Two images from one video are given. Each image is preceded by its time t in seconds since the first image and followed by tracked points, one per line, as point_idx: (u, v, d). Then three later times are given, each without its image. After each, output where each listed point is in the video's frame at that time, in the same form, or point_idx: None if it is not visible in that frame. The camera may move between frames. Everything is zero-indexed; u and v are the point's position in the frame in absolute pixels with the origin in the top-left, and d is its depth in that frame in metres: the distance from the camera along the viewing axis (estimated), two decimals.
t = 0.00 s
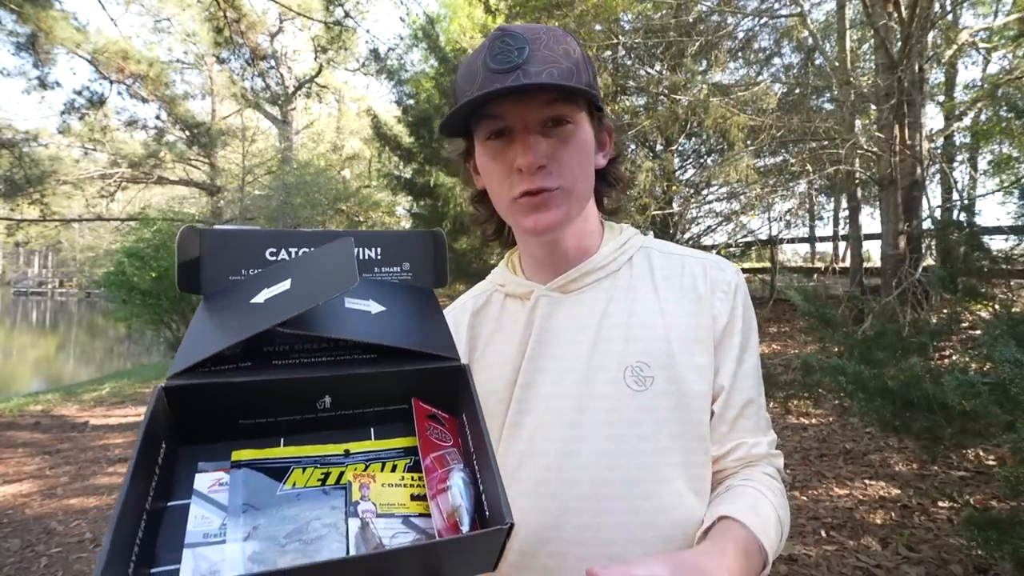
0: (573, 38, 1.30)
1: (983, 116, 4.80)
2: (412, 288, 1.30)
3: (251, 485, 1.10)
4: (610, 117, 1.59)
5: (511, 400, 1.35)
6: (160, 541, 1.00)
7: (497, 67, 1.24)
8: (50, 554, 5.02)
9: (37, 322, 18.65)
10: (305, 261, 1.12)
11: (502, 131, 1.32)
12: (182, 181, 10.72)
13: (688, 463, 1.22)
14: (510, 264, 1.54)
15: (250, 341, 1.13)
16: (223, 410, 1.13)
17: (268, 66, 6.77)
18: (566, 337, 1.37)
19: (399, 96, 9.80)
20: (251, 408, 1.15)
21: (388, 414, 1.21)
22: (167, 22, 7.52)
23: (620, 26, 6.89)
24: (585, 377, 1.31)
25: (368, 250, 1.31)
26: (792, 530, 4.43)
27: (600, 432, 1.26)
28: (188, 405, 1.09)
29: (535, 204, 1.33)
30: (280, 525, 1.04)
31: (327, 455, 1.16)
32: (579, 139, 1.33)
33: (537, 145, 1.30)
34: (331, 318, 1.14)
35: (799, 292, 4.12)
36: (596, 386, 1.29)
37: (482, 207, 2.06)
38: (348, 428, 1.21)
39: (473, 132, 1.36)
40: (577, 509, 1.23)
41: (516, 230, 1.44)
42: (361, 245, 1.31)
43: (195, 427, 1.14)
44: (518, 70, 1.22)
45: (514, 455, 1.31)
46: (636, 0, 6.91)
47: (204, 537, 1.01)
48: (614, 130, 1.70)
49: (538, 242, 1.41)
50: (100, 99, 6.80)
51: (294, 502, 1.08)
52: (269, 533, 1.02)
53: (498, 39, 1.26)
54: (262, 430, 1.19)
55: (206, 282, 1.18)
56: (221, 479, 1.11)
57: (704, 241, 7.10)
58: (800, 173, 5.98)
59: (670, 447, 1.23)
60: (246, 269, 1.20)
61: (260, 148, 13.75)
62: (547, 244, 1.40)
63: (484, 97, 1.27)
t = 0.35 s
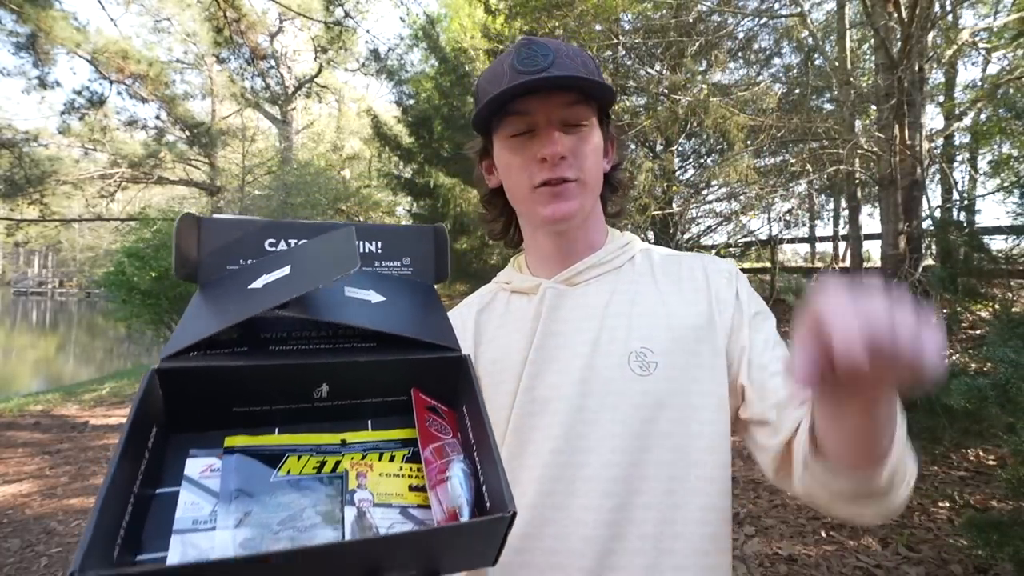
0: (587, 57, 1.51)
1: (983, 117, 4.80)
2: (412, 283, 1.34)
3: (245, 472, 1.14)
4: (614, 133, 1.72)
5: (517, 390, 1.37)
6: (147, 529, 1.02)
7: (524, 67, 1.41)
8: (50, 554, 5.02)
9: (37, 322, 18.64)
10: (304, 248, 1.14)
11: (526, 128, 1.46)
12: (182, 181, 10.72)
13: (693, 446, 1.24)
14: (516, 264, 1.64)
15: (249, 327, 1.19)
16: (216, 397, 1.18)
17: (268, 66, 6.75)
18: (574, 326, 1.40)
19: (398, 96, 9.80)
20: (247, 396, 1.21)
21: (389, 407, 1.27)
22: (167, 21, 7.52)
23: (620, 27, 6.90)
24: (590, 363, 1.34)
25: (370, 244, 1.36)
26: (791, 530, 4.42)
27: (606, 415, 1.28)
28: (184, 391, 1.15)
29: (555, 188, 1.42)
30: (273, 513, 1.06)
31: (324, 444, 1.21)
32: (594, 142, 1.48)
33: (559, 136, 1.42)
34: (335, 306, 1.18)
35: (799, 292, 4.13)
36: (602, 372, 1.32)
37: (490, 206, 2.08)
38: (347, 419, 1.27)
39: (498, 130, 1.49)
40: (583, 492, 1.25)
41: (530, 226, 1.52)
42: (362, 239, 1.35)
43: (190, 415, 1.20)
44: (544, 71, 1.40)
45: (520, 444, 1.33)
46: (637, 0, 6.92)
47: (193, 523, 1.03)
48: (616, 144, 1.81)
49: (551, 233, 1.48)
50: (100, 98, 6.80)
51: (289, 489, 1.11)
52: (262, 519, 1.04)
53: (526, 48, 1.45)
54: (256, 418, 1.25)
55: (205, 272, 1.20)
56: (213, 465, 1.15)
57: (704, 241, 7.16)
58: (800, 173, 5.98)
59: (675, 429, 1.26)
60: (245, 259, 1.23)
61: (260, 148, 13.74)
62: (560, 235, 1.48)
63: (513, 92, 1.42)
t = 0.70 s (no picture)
0: (576, 58, 1.60)
1: (984, 116, 4.80)
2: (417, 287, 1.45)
3: (261, 466, 1.31)
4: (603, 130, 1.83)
5: (530, 386, 1.48)
6: (170, 521, 1.17)
7: (517, 78, 1.52)
8: (50, 554, 5.02)
9: (37, 322, 18.61)
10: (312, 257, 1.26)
11: (523, 138, 1.57)
12: (182, 181, 10.72)
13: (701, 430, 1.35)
14: (516, 267, 1.76)
15: (261, 332, 1.34)
16: (233, 398, 1.35)
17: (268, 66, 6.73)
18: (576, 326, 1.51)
19: (398, 96, 9.80)
20: (263, 397, 1.37)
21: (395, 405, 1.44)
22: (167, 21, 7.51)
23: (620, 27, 6.91)
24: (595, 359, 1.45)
25: (375, 254, 1.48)
26: (792, 530, 4.43)
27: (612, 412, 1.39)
28: (203, 393, 1.31)
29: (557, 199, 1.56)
30: (292, 504, 1.22)
31: (338, 440, 1.37)
32: (588, 144, 1.61)
33: (558, 147, 1.54)
34: (344, 307, 1.29)
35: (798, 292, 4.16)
36: (605, 369, 1.43)
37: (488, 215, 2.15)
38: (357, 417, 1.44)
39: (494, 141, 1.60)
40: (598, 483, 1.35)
41: (530, 234, 1.64)
42: (368, 249, 1.47)
43: (210, 417, 1.37)
44: (537, 80, 1.50)
45: (537, 437, 1.44)
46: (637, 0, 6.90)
47: (215, 515, 1.19)
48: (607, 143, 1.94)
49: (552, 242, 1.61)
50: (100, 98, 6.80)
51: (305, 480, 1.28)
52: (280, 508, 1.21)
53: (514, 55, 1.55)
54: (270, 417, 1.41)
55: (218, 284, 1.31)
56: (230, 460, 1.32)
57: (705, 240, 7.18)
58: (800, 173, 6.00)
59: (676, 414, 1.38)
60: (256, 270, 1.33)
61: (261, 148, 13.74)
62: (561, 245, 1.61)
63: (509, 106, 1.52)
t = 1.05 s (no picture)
0: (553, 63, 1.57)
1: (983, 116, 4.80)
2: (409, 292, 1.56)
3: (249, 478, 1.39)
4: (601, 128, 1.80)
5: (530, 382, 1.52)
6: (162, 531, 1.25)
7: (488, 94, 1.51)
8: (50, 554, 5.02)
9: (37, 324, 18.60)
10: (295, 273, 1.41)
11: (497, 153, 1.56)
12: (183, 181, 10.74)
13: (699, 426, 1.39)
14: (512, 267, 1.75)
15: (250, 344, 1.43)
16: (223, 410, 1.43)
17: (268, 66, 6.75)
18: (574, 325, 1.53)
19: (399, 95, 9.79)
20: (254, 407, 1.45)
21: (383, 411, 1.51)
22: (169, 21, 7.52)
23: (620, 27, 6.92)
24: (594, 360, 1.49)
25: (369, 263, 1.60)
26: (792, 530, 4.43)
27: (614, 411, 1.44)
28: (197, 405, 1.38)
29: (532, 213, 1.54)
30: (276, 512, 1.31)
31: (327, 449, 1.46)
32: (567, 151, 1.57)
33: (529, 161, 1.52)
34: (331, 320, 1.42)
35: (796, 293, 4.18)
36: (604, 369, 1.47)
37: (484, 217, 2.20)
38: (346, 424, 1.52)
39: (471, 156, 1.60)
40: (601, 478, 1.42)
41: (517, 244, 1.65)
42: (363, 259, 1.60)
43: (204, 427, 1.44)
44: (506, 95, 1.49)
45: (540, 433, 1.47)
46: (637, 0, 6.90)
47: (203, 525, 1.27)
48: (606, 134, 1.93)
49: (538, 252, 1.61)
50: (100, 98, 6.78)
51: (291, 489, 1.37)
52: (263, 517, 1.29)
53: (486, 67, 1.55)
54: (262, 426, 1.49)
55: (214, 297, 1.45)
56: (220, 471, 1.40)
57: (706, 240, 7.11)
58: (800, 174, 6.01)
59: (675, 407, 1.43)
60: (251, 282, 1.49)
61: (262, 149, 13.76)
62: (546, 254, 1.60)
63: (479, 120, 1.52)
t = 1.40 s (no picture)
0: (554, 56, 1.57)
1: (983, 116, 4.80)
2: (404, 289, 1.55)
3: (236, 473, 1.41)
4: (599, 126, 1.80)
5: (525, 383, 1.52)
6: (148, 526, 1.26)
7: (488, 84, 1.50)
8: (50, 554, 5.02)
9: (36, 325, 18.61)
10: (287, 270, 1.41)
11: (495, 146, 1.56)
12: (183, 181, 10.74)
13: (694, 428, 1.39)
14: (507, 267, 1.75)
15: (240, 342, 1.44)
16: (212, 407, 1.44)
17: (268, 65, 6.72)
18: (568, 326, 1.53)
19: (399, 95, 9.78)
20: (242, 405, 1.46)
21: (374, 409, 1.51)
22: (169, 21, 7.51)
23: (620, 27, 6.93)
24: (588, 361, 1.49)
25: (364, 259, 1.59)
26: (791, 530, 4.43)
27: (611, 411, 1.45)
28: (184, 401, 1.40)
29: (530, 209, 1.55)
30: (262, 509, 1.32)
31: (315, 446, 1.47)
32: (568, 146, 1.56)
33: (528, 155, 1.52)
34: (323, 316, 1.42)
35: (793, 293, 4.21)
36: (600, 369, 1.48)
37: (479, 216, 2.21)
38: (338, 422, 1.53)
39: (469, 149, 1.60)
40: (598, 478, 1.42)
41: (513, 242, 1.65)
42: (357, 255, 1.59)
43: (194, 424, 1.45)
44: (507, 86, 1.48)
45: (535, 434, 1.48)
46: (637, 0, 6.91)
47: (189, 521, 1.28)
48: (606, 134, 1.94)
49: (535, 250, 1.61)
50: (100, 98, 6.77)
51: (279, 486, 1.38)
52: (248, 514, 1.30)
53: (487, 58, 1.53)
54: (251, 424, 1.50)
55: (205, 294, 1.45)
56: (206, 467, 1.41)
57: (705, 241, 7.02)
58: (800, 174, 6.00)
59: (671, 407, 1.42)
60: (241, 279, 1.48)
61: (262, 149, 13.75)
62: (544, 251, 1.60)
63: (479, 113, 1.52)
